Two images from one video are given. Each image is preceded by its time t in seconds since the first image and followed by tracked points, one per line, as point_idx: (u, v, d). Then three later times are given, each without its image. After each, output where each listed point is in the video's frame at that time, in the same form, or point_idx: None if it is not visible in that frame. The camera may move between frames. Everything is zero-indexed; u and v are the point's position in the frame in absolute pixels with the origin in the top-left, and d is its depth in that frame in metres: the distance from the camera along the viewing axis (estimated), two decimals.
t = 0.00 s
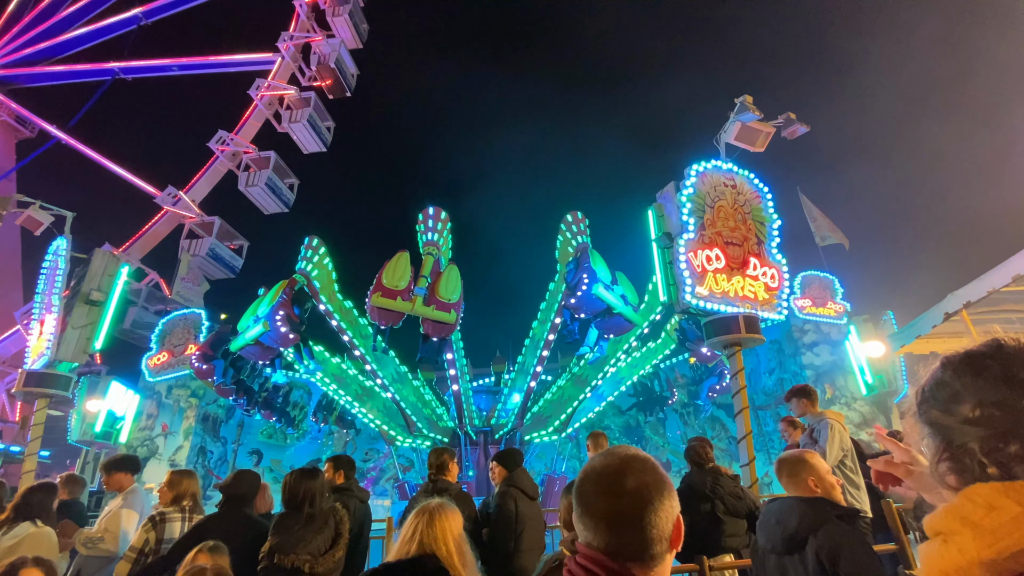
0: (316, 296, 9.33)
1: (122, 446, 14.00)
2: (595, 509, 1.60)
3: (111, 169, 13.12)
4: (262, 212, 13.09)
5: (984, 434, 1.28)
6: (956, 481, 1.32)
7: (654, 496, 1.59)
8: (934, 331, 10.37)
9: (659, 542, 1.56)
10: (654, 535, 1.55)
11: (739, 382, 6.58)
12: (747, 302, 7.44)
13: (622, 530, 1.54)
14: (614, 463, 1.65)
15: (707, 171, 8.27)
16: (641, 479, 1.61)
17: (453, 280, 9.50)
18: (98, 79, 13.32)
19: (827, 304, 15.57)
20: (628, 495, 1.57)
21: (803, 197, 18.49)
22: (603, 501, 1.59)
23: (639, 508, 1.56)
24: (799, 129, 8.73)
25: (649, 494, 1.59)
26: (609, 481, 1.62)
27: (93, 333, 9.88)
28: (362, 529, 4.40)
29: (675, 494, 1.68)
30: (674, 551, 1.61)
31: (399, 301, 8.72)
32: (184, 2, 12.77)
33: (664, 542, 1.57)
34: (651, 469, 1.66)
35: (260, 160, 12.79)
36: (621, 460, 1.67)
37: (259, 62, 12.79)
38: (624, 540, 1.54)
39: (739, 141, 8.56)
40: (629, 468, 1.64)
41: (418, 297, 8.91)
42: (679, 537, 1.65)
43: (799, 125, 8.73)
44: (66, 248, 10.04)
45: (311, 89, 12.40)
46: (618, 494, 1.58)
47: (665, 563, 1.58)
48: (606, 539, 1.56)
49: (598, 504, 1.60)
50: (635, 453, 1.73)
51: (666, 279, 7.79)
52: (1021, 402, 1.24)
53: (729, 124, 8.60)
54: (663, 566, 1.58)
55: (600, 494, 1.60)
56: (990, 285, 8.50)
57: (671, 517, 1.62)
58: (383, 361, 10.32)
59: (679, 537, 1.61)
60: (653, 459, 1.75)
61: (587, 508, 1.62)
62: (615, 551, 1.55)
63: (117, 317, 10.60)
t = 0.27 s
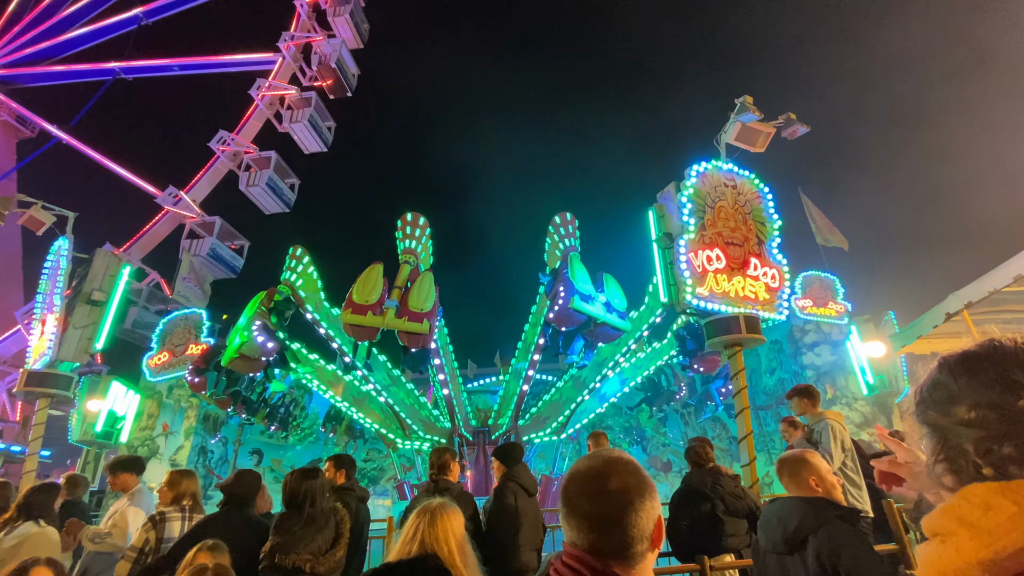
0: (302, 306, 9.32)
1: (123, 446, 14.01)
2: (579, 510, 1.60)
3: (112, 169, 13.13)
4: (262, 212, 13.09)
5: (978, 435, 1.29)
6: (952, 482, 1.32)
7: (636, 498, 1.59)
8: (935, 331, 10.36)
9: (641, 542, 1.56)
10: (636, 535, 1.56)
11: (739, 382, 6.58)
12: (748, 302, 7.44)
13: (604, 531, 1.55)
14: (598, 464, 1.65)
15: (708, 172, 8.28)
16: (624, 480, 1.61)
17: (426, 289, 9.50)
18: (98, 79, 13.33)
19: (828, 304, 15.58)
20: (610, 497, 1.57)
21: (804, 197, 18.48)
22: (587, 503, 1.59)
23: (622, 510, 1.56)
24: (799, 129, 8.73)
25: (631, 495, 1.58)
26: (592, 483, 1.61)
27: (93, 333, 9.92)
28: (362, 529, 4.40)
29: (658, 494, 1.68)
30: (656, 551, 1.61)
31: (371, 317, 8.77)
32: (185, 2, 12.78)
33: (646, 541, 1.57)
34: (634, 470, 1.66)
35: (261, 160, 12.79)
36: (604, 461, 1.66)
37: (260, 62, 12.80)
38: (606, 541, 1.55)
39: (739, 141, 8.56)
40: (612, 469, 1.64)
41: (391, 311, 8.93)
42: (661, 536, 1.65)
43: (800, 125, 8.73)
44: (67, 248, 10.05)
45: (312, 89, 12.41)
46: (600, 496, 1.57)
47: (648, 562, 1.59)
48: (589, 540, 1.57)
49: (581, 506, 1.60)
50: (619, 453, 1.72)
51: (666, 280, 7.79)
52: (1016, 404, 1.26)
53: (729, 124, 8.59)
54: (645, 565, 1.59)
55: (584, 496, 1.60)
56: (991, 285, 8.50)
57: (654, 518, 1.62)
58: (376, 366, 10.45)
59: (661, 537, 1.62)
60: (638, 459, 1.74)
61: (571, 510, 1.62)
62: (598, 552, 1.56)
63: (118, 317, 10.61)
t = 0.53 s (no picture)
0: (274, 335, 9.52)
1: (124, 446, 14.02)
2: (568, 508, 1.60)
3: (113, 169, 13.13)
4: (263, 212, 13.10)
5: (966, 443, 1.29)
6: (945, 489, 1.31)
7: (623, 496, 1.59)
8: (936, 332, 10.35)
9: (628, 541, 1.56)
10: (623, 533, 1.55)
11: (740, 383, 6.58)
12: (749, 303, 7.44)
13: (589, 528, 1.55)
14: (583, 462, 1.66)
15: (708, 172, 8.27)
16: (611, 479, 1.61)
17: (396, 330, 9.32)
18: (100, 80, 13.34)
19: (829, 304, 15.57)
20: (596, 493, 1.57)
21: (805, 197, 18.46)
22: (573, 500, 1.60)
23: (607, 507, 1.55)
24: (800, 129, 8.71)
25: (618, 494, 1.58)
26: (577, 481, 1.62)
27: (95, 333, 9.91)
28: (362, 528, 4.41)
29: (647, 495, 1.67)
30: (643, 550, 1.60)
31: (338, 369, 8.86)
32: (186, 3, 12.78)
33: (632, 540, 1.56)
34: (622, 469, 1.66)
35: (262, 160, 12.82)
36: (594, 461, 1.67)
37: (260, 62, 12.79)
38: (592, 538, 1.54)
39: (740, 141, 8.55)
40: (599, 467, 1.64)
41: (359, 363, 8.96)
42: (650, 537, 1.64)
43: (801, 125, 8.71)
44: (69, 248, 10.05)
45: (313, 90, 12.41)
46: (586, 494, 1.58)
47: (635, 562, 1.57)
48: (575, 538, 1.57)
49: (567, 503, 1.60)
50: (608, 453, 1.73)
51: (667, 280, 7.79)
52: (1007, 409, 1.25)
53: (730, 125, 8.58)
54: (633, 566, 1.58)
55: (572, 493, 1.61)
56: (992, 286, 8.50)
57: (641, 517, 1.61)
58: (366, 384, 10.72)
59: (647, 537, 1.61)
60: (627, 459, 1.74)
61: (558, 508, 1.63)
62: (584, 550, 1.55)
63: (119, 317, 10.61)
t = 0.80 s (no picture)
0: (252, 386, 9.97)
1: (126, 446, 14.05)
2: (574, 508, 1.60)
3: (115, 170, 13.16)
4: (265, 213, 13.11)
5: (954, 447, 1.33)
6: (937, 492, 1.35)
7: (632, 496, 1.59)
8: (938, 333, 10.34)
9: (637, 543, 1.56)
10: (630, 535, 1.55)
11: (742, 384, 6.58)
12: (750, 303, 7.43)
13: (597, 528, 1.54)
14: (592, 462, 1.67)
15: (710, 173, 8.26)
16: (619, 480, 1.61)
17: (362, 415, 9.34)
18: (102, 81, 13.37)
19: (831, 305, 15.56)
20: (604, 493, 1.58)
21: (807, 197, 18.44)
22: (580, 500, 1.60)
23: (616, 507, 1.56)
24: (801, 130, 8.71)
25: (627, 494, 1.59)
26: (586, 481, 1.63)
27: (97, 333, 9.92)
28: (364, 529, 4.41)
29: (656, 498, 1.68)
30: (650, 554, 1.60)
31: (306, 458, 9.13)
32: (188, 4, 12.80)
33: (640, 544, 1.56)
34: (631, 470, 1.67)
35: (263, 161, 12.88)
36: (601, 460, 1.68)
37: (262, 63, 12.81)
38: (599, 539, 1.54)
39: (741, 142, 8.55)
40: (607, 467, 1.65)
41: (326, 449, 9.18)
42: (657, 540, 1.64)
43: (802, 126, 8.70)
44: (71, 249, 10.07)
45: (315, 90, 12.44)
46: (595, 493, 1.58)
47: (642, 565, 1.57)
48: (581, 539, 1.57)
49: (575, 503, 1.60)
50: (616, 453, 1.74)
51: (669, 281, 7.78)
52: (993, 414, 1.30)
53: (731, 126, 8.58)
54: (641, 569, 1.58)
55: (579, 493, 1.61)
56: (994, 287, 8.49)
57: (649, 519, 1.62)
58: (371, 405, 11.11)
59: (654, 540, 1.61)
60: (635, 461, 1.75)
61: (565, 508, 1.63)
62: (591, 551, 1.55)
63: (121, 317, 10.63)
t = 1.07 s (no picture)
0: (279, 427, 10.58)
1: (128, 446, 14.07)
2: (578, 509, 1.59)
3: (118, 171, 13.19)
4: (267, 213, 13.12)
5: (950, 451, 1.32)
6: (934, 496, 1.33)
7: (639, 499, 1.59)
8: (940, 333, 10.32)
9: (643, 546, 1.55)
10: (636, 539, 1.55)
11: (744, 385, 6.57)
12: (752, 304, 7.41)
13: (603, 529, 1.54)
14: (598, 462, 1.66)
15: (711, 174, 8.26)
16: (625, 480, 1.61)
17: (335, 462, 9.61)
18: (104, 81, 13.39)
19: (833, 305, 15.55)
20: (611, 494, 1.57)
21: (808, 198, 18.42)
22: (585, 501, 1.59)
23: (622, 509, 1.55)
24: (803, 131, 8.70)
25: (634, 497, 1.58)
26: (591, 481, 1.61)
27: (99, 334, 9.93)
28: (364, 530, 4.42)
29: (662, 500, 1.68)
30: (655, 558, 1.60)
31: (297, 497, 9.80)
32: (190, 5, 12.83)
33: (646, 548, 1.56)
34: (637, 471, 1.66)
35: (265, 162, 12.91)
36: (607, 459, 1.67)
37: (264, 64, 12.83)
38: (604, 542, 1.54)
39: (743, 142, 8.53)
40: (613, 467, 1.64)
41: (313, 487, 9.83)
42: (661, 543, 1.64)
43: (804, 127, 8.69)
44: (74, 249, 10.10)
45: (317, 91, 12.45)
46: (602, 495, 1.57)
47: (646, 570, 1.57)
48: (585, 541, 1.56)
49: (580, 504, 1.59)
50: (621, 453, 1.73)
51: (670, 281, 7.78)
52: (989, 417, 1.29)
53: (733, 127, 8.57)
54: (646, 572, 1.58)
55: (583, 494, 1.60)
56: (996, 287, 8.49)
57: (656, 522, 1.61)
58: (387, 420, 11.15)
59: (660, 543, 1.61)
60: (641, 462, 1.75)
61: (569, 508, 1.62)
62: (596, 553, 1.54)
63: (123, 317, 10.64)
